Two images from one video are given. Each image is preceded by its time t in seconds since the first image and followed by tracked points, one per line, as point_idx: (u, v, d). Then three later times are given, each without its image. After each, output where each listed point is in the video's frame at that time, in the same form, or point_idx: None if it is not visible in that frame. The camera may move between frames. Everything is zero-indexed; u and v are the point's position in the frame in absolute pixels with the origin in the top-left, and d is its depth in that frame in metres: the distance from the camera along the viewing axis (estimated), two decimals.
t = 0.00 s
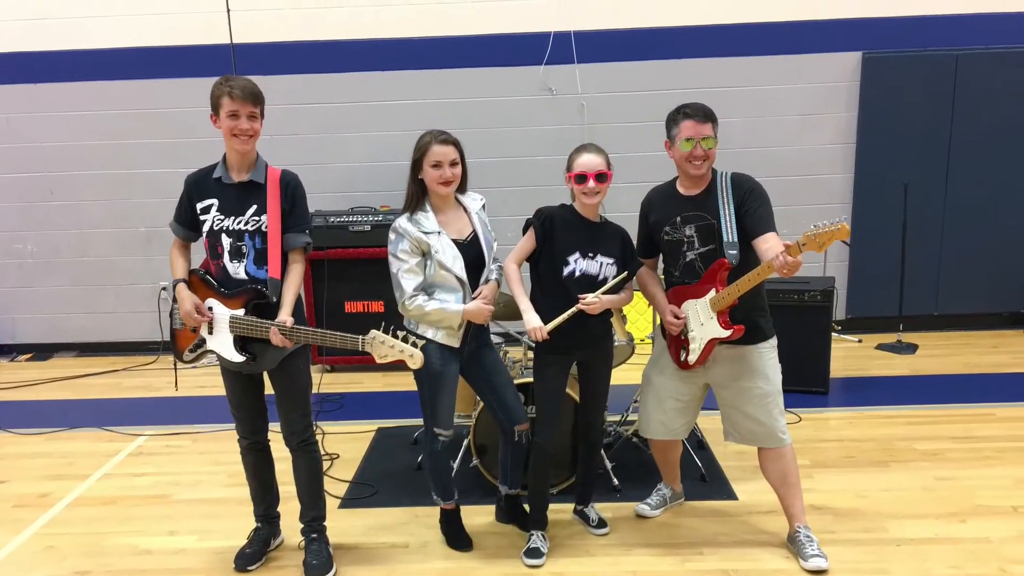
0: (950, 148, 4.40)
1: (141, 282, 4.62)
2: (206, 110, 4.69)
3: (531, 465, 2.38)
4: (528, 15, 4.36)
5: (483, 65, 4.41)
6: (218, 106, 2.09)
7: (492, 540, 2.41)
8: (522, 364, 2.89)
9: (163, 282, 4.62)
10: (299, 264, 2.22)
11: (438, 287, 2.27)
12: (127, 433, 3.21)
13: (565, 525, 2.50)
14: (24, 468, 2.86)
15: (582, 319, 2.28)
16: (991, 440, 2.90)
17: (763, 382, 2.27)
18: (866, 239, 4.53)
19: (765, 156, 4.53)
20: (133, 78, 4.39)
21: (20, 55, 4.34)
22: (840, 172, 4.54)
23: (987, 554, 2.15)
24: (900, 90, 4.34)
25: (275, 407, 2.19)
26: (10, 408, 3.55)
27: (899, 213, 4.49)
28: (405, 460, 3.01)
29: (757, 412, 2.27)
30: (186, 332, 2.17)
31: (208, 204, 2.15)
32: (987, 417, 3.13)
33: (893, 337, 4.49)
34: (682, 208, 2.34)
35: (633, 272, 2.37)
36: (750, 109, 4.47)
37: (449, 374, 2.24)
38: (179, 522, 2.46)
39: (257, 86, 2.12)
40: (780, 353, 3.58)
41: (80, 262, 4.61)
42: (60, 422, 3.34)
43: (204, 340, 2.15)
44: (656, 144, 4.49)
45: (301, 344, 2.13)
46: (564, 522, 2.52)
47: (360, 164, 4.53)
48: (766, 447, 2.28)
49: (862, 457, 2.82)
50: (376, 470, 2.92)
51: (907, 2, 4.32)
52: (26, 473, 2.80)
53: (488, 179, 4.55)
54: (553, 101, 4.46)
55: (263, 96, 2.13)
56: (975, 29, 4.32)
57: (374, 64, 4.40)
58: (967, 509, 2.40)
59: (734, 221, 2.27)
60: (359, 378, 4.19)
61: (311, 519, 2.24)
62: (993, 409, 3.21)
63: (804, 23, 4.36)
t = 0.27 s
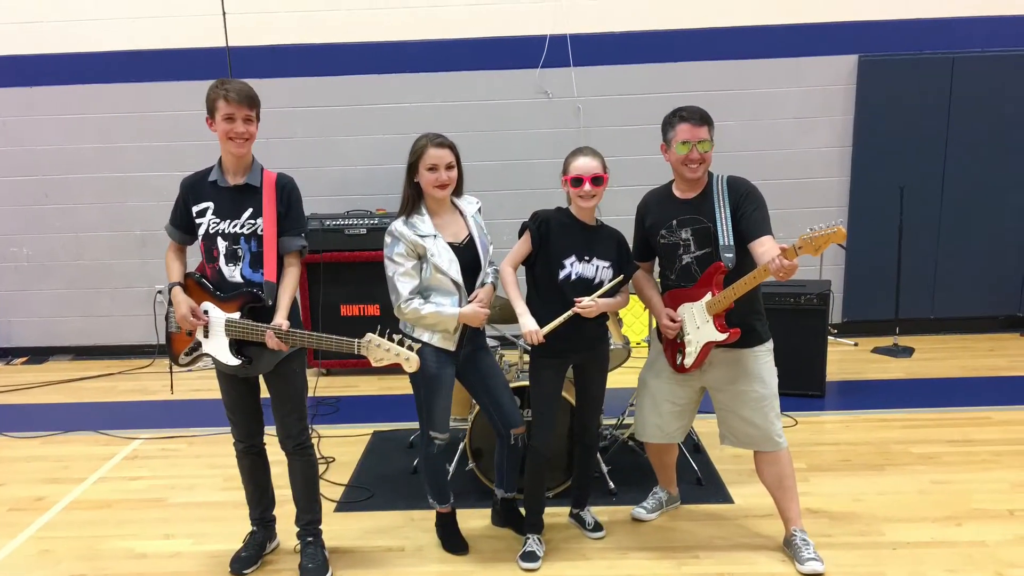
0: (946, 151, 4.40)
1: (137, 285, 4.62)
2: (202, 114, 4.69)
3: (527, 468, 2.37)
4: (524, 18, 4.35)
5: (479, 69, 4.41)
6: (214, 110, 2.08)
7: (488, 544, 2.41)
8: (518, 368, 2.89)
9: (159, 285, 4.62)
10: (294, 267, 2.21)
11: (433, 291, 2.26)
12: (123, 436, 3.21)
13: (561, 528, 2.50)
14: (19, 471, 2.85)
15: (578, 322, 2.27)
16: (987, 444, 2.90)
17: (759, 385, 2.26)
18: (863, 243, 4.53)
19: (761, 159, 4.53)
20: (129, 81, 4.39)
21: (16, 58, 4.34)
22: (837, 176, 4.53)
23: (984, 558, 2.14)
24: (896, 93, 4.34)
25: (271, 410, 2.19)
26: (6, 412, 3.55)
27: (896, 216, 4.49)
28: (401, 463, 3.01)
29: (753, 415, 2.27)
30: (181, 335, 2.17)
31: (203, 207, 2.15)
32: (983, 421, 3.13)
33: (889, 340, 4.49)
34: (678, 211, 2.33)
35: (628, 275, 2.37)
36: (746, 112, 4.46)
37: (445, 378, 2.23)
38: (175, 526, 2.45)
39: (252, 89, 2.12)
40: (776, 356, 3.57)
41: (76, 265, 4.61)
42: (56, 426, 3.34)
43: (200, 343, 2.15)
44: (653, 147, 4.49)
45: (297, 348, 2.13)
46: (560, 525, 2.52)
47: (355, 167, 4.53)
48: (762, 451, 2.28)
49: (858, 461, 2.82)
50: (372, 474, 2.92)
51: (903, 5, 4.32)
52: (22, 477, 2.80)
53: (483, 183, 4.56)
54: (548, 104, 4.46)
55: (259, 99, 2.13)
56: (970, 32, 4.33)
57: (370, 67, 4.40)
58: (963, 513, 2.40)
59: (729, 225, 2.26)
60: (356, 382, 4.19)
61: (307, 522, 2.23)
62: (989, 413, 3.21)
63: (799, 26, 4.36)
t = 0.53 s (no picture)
0: (943, 154, 4.40)
1: (133, 288, 4.62)
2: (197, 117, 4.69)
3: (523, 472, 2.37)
4: (519, 21, 4.35)
5: (475, 72, 4.41)
6: (210, 113, 2.08)
7: (484, 547, 2.41)
8: (514, 371, 2.90)
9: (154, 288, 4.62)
10: (291, 270, 2.21)
11: (429, 294, 2.26)
12: (118, 440, 3.21)
13: (557, 532, 2.49)
14: (15, 475, 2.85)
15: (574, 326, 2.27)
16: (983, 447, 2.90)
17: (755, 389, 2.26)
18: (859, 247, 4.53)
19: (757, 162, 4.53)
20: (124, 85, 4.39)
21: (11, 62, 4.34)
22: (833, 179, 4.53)
23: (980, 562, 2.14)
24: (892, 95, 4.34)
25: (266, 413, 2.18)
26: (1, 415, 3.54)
27: (892, 219, 4.49)
28: (397, 467, 3.01)
29: (750, 419, 2.27)
30: (178, 338, 2.17)
31: (199, 210, 2.14)
32: (980, 424, 3.12)
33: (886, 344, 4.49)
34: (673, 215, 2.33)
35: (624, 279, 2.37)
36: (742, 115, 4.46)
37: (441, 381, 2.23)
38: (170, 530, 2.45)
39: (249, 93, 2.11)
40: (772, 360, 3.57)
41: (71, 268, 4.60)
42: (52, 429, 3.34)
43: (196, 347, 2.15)
44: (649, 150, 4.48)
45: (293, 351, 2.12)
46: (556, 529, 2.51)
47: (351, 170, 4.52)
48: (758, 454, 2.28)
49: (855, 464, 2.82)
50: (368, 477, 2.92)
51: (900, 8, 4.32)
52: (17, 480, 2.80)
53: (479, 186, 4.55)
54: (543, 108, 4.46)
55: (255, 102, 2.13)
56: (966, 36, 4.33)
57: (366, 70, 4.40)
58: (960, 517, 2.39)
59: (726, 228, 2.26)
60: (351, 385, 4.18)
61: (302, 525, 2.23)
62: (986, 416, 3.20)
63: (795, 29, 4.36)
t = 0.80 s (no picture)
0: (939, 157, 4.40)
1: (129, 292, 4.61)
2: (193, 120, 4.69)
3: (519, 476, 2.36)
4: (515, 24, 4.35)
5: (470, 76, 4.41)
6: (204, 116, 2.07)
7: (480, 551, 2.41)
8: (511, 375, 2.90)
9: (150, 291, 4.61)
10: (287, 274, 2.20)
11: (425, 297, 2.25)
12: (114, 443, 3.21)
13: (553, 535, 2.49)
14: (9, 478, 2.85)
15: (570, 329, 2.26)
16: (979, 451, 2.90)
17: (751, 392, 2.26)
18: (855, 250, 4.53)
19: (753, 166, 4.53)
20: (120, 88, 4.39)
21: (7, 65, 4.34)
22: (829, 182, 4.53)
23: (976, 565, 2.14)
24: (888, 98, 4.34)
25: (262, 417, 2.18)
26: None
27: (889, 222, 4.49)
28: (392, 470, 3.01)
29: (746, 422, 2.26)
30: (173, 341, 2.16)
31: (195, 213, 2.14)
32: (976, 428, 3.12)
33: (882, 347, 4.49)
34: (669, 218, 2.33)
35: (620, 282, 2.36)
36: (738, 118, 4.46)
37: (437, 384, 2.22)
38: (166, 533, 2.45)
39: (244, 95, 2.10)
40: (769, 363, 3.57)
41: (66, 272, 4.60)
42: (48, 433, 3.34)
43: (191, 350, 2.14)
44: (645, 154, 4.48)
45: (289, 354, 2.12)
46: (552, 532, 2.51)
47: (347, 174, 4.52)
48: (754, 458, 2.27)
49: (851, 468, 2.82)
50: (363, 480, 2.92)
51: (896, 11, 4.32)
52: (12, 484, 2.80)
53: (475, 189, 4.55)
54: (539, 111, 4.46)
55: (251, 104, 2.12)
56: (962, 39, 4.33)
57: (361, 73, 4.39)
58: (956, 520, 2.39)
59: (722, 230, 2.26)
60: (347, 388, 4.18)
61: (298, 529, 2.23)
62: (982, 420, 3.20)
63: (790, 32, 4.36)
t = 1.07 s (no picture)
0: (935, 160, 4.40)
1: (124, 295, 4.61)
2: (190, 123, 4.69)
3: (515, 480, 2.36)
4: (511, 28, 4.35)
5: (466, 79, 4.40)
6: (200, 119, 2.07)
7: (475, 554, 2.40)
8: (507, 379, 2.91)
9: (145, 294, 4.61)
10: (283, 277, 2.20)
11: (421, 301, 2.25)
12: (110, 447, 3.21)
13: (549, 539, 2.49)
14: (5, 482, 2.84)
15: (565, 332, 2.26)
16: (976, 454, 2.89)
17: (747, 396, 2.25)
18: (851, 253, 4.52)
19: (749, 169, 4.52)
20: (116, 91, 4.39)
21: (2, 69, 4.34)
22: (825, 185, 4.53)
23: (971, 569, 2.13)
24: (884, 101, 4.34)
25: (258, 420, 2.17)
26: None
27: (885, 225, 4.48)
28: (388, 474, 3.01)
29: (741, 425, 2.26)
30: (168, 345, 2.15)
31: (191, 217, 2.14)
32: (972, 431, 3.12)
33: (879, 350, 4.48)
34: (665, 221, 2.32)
35: (616, 285, 2.36)
36: (734, 122, 4.46)
37: (433, 388, 2.22)
38: (161, 536, 2.45)
39: (240, 98, 2.10)
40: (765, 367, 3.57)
41: (62, 274, 4.59)
42: (44, 436, 3.34)
43: (187, 353, 2.13)
44: (641, 157, 4.48)
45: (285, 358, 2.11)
46: (548, 536, 2.51)
47: (342, 177, 4.52)
48: (750, 461, 2.27)
49: (847, 471, 2.81)
50: (360, 484, 2.92)
51: (892, 15, 4.32)
52: (8, 487, 2.79)
53: (470, 193, 4.55)
54: (534, 115, 4.46)
55: (247, 107, 2.12)
56: (959, 41, 4.32)
57: (357, 76, 4.39)
58: (952, 524, 2.39)
59: (718, 234, 2.25)
60: (343, 392, 4.18)
61: (294, 533, 2.23)
62: (979, 423, 3.20)
63: (786, 35, 4.36)
